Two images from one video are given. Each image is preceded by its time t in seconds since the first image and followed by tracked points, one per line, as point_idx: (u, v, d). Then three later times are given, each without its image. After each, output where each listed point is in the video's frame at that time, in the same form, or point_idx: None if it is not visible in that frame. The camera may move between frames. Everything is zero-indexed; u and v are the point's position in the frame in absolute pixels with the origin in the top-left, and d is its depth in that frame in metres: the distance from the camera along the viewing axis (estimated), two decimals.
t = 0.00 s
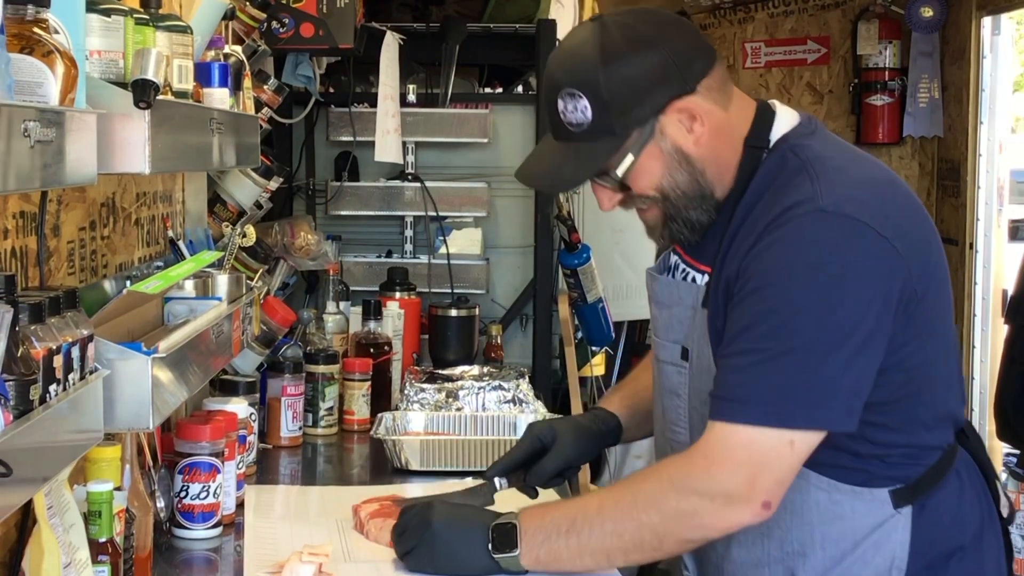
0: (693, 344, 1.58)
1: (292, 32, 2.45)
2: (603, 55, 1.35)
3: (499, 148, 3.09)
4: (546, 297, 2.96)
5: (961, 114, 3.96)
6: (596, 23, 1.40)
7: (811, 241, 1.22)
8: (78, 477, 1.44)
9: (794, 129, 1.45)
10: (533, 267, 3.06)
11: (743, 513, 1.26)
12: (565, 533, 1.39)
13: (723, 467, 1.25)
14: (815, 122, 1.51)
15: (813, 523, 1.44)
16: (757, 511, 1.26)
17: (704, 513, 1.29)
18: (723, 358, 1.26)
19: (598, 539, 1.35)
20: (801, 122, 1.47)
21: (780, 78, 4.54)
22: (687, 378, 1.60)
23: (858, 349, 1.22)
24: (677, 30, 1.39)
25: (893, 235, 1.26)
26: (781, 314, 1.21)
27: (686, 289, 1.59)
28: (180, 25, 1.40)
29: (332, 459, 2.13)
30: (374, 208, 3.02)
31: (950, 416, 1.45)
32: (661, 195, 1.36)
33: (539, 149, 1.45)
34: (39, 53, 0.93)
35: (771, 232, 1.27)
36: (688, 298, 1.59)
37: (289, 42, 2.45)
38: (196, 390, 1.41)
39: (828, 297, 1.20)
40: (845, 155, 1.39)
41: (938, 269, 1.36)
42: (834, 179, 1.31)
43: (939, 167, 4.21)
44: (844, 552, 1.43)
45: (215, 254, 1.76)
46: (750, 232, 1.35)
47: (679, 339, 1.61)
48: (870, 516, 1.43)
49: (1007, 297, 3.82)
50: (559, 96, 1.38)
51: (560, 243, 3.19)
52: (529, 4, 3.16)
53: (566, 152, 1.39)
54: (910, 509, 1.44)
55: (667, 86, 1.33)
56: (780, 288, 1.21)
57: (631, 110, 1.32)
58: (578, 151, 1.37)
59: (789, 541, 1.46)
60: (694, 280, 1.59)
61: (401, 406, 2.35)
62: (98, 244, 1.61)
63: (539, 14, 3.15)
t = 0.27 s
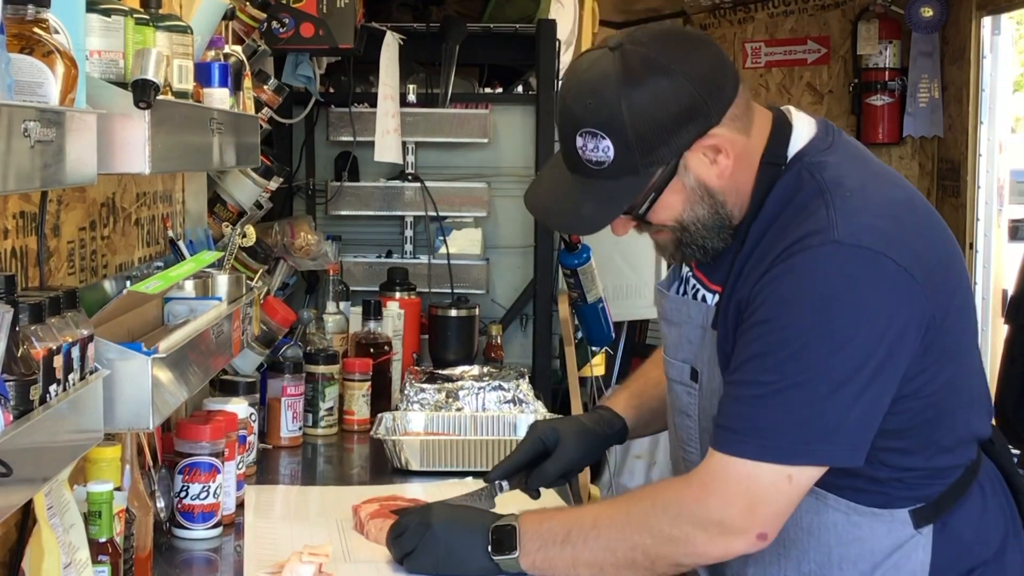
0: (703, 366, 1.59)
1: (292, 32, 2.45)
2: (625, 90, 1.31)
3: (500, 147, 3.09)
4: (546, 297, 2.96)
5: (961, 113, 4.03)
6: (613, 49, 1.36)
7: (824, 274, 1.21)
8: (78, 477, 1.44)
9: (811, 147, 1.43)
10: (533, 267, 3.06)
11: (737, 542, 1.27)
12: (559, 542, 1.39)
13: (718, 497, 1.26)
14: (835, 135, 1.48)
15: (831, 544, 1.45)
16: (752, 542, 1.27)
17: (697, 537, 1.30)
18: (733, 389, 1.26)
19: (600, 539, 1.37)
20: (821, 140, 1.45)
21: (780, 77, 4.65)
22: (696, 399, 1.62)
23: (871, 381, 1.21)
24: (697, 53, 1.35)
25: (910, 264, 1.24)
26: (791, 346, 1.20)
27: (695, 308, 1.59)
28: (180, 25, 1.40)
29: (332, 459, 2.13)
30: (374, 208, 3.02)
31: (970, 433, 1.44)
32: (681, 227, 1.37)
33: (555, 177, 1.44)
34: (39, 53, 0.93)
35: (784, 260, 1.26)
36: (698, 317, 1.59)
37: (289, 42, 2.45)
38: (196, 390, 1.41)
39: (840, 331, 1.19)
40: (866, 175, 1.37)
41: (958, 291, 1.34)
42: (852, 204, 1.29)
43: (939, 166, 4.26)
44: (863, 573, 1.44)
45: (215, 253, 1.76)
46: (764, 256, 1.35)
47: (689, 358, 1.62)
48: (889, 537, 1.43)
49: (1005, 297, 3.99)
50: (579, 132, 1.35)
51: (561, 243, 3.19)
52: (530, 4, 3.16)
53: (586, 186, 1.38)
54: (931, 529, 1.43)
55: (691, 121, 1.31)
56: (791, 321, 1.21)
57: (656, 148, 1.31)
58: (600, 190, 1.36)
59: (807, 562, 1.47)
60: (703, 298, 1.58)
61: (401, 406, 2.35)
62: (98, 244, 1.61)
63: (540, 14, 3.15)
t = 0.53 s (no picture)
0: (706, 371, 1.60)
1: (292, 32, 2.45)
2: (629, 99, 1.30)
3: (500, 147, 3.09)
4: (546, 296, 2.96)
5: (961, 113, 4.04)
6: (616, 56, 1.34)
7: (823, 282, 1.21)
8: (78, 476, 1.44)
9: (816, 151, 1.42)
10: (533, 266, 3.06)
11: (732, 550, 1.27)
12: (556, 546, 1.40)
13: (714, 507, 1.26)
14: (842, 138, 1.47)
15: (835, 551, 1.45)
16: (748, 549, 1.27)
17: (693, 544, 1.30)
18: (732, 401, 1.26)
19: (601, 543, 1.37)
20: (828, 144, 1.44)
21: (780, 77, 4.67)
22: (699, 404, 1.63)
23: (871, 389, 1.21)
24: (701, 61, 1.34)
25: (911, 272, 1.23)
26: (790, 354, 1.20)
27: (697, 312, 1.59)
28: (180, 24, 1.40)
29: (331, 459, 2.13)
30: (374, 208, 3.02)
31: (976, 440, 1.43)
32: (682, 232, 1.39)
33: (556, 182, 1.45)
34: (39, 53, 0.93)
35: (785, 267, 1.26)
36: (701, 322, 1.59)
37: (289, 42, 2.45)
38: (196, 390, 1.41)
39: (839, 339, 1.19)
40: (871, 180, 1.36)
41: (964, 297, 1.33)
42: (854, 210, 1.28)
43: (939, 166, 4.26)
44: None
45: (215, 253, 1.76)
46: (766, 262, 1.34)
47: (692, 363, 1.63)
48: (893, 545, 1.43)
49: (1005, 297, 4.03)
50: (581, 140, 1.34)
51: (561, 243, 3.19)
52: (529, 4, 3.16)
53: (587, 193, 1.38)
54: (937, 537, 1.44)
55: (694, 131, 1.31)
56: (790, 328, 1.21)
57: (658, 158, 1.31)
58: (602, 198, 1.37)
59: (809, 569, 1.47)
60: (706, 302, 1.58)
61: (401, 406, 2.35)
62: (98, 244, 1.61)
63: (539, 14, 3.15)
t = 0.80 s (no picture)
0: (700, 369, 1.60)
1: (292, 32, 2.45)
2: (622, 95, 1.31)
3: (500, 148, 3.09)
4: (546, 297, 2.96)
5: (961, 114, 4.05)
6: (610, 53, 1.35)
7: (816, 279, 1.21)
8: (78, 476, 1.44)
9: (808, 149, 1.43)
10: (533, 267, 3.06)
11: (733, 551, 1.26)
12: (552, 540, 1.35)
13: (714, 505, 1.25)
14: (834, 136, 1.48)
15: (829, 551, 1.45)
16: (749, 551, 1.26)
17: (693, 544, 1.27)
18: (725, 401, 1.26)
19: (598, 535, 1.34)
20: (819, 142, 1.45)
21: (780, 77, 4.67)
22: (693, 403, 1.63)
23: (867, 387, 1.21)
24: (696, 59, 1.35)
25: (904, 269, 1.24)
26: (784, 353, 1.20)
27: (691, 311, 1.59)
28: (180, 25, 1.40)
29: (332, 459, 2.13)
30: (374, 208, 3.02)
31: (974, 439, 1.43)
32: (674, 230, 1.39)
33: (549, 176, 1.45)
34: (39, 53, 0.93)
35: (778, 266, 1.26)
36: (694, 321, 1.59)
37: (289, 42, 2.45)
38: (196, 391, 1.41)
39: (833, 336, 1.19)
40: (862, 177, 1.36)
41: (957, 293, 1.33)
42: (845, 208, 1.29)
43: (939, 165, 4.30)
44: None
45: (215, 253, 1.76)
46: (761, 260, 1.34)
47: (686, 362, 1.63)
48: (888, 545, 1.43)
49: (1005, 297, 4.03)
50: (573, 134, 1.34)
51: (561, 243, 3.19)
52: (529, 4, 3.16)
53: (579, 189, 1.38)
54: (932, 537, 1.44)
55: (686, 126, 1.31)
56: (784, 327, 1.21)
57: (649, 154, 1.31)
58: (592, 193, 1.37)
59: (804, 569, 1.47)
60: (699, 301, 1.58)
61: (401, 406, 2.36)
62: (98, 244, 1.61)
63: (539, 14, 3.16)
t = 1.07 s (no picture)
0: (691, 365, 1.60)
1: (293, 32, 2.45)
2: (614, 87, 1.31)
3: (500, 148, 3.09)
4: (546, 297, 2.96)
5: (961, 114, 4.09)
6: (600, 47, 1.35)
7: (797, 263, 1.19)
8: (78, 477, 1.44)
9: (793, 146, 1.43)
10: (534, 267, 3.06)
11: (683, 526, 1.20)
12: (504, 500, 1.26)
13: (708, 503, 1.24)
14: (821, 136, 1.48)
15: (818, 544, 1.46)
16: (698, 528, 1.20)
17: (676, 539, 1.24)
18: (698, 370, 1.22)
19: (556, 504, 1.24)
20: (804, 139, 1.45)
21: (779, 77, 4.69)
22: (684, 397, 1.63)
23: (840, 371, 1.18)
24: (686, 54, 1.35)
25: (887, 259, 1.23)
26: (761, 332, 1.17)
27: (682, 307, 1.60)
28: (180, 24, 1.40)
29: (331, 460, 2.13)
30: (374, 208, 3.02)
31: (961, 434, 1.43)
32: (664, 224, 1.39)
33: (540, 174, 1.44)
34: (39, 53, 0.93)
35: (761, 253, 1.24)
36: (684, 315, 1.60)
37: (289, 42, 2.45)
38: (196, 390, 1.41)
39: (811, 319, 1.17)
40: (848, 174, 1.36)
41: (942, 291, 1.32)
42: (831, 200, 1.28)
43: (939, 165, 4.40)
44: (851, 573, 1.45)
45: (215, 254, 1.76)
46: (744, 251, 1.33)
47: (677, 356, 1.63)
48: (874, 537, 1.43)
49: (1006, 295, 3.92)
50: (565, 127, 1.34)
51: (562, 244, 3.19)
52: (529, 4, 3.15)
53: (571, 184, 1.37)
54: (919, 529, 1.44)
55: (678, 119, 1.31)
56: (762, 307, 1.18)
57: (641, 146, 1.31)
58: (585, 186, 1.36)
59: (793, 562, 1.48)
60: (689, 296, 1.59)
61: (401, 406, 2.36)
62: (98, 244, 1.61)
63: (539, 14, 3.15)
